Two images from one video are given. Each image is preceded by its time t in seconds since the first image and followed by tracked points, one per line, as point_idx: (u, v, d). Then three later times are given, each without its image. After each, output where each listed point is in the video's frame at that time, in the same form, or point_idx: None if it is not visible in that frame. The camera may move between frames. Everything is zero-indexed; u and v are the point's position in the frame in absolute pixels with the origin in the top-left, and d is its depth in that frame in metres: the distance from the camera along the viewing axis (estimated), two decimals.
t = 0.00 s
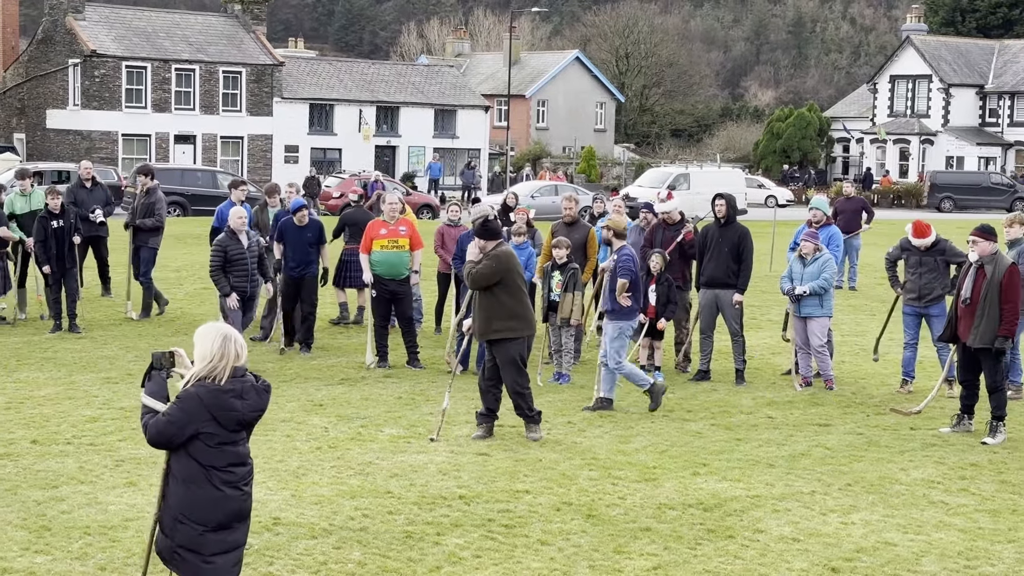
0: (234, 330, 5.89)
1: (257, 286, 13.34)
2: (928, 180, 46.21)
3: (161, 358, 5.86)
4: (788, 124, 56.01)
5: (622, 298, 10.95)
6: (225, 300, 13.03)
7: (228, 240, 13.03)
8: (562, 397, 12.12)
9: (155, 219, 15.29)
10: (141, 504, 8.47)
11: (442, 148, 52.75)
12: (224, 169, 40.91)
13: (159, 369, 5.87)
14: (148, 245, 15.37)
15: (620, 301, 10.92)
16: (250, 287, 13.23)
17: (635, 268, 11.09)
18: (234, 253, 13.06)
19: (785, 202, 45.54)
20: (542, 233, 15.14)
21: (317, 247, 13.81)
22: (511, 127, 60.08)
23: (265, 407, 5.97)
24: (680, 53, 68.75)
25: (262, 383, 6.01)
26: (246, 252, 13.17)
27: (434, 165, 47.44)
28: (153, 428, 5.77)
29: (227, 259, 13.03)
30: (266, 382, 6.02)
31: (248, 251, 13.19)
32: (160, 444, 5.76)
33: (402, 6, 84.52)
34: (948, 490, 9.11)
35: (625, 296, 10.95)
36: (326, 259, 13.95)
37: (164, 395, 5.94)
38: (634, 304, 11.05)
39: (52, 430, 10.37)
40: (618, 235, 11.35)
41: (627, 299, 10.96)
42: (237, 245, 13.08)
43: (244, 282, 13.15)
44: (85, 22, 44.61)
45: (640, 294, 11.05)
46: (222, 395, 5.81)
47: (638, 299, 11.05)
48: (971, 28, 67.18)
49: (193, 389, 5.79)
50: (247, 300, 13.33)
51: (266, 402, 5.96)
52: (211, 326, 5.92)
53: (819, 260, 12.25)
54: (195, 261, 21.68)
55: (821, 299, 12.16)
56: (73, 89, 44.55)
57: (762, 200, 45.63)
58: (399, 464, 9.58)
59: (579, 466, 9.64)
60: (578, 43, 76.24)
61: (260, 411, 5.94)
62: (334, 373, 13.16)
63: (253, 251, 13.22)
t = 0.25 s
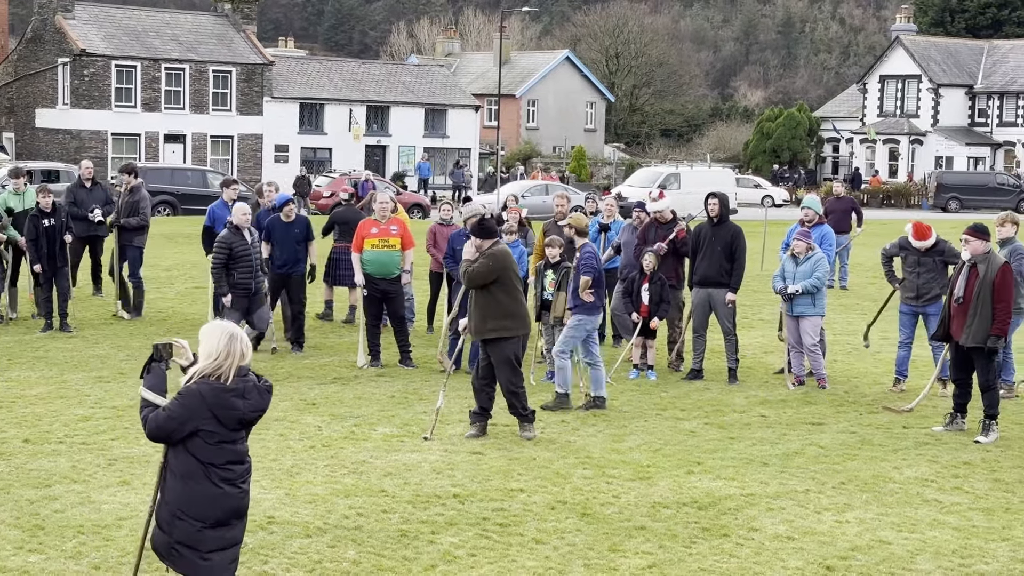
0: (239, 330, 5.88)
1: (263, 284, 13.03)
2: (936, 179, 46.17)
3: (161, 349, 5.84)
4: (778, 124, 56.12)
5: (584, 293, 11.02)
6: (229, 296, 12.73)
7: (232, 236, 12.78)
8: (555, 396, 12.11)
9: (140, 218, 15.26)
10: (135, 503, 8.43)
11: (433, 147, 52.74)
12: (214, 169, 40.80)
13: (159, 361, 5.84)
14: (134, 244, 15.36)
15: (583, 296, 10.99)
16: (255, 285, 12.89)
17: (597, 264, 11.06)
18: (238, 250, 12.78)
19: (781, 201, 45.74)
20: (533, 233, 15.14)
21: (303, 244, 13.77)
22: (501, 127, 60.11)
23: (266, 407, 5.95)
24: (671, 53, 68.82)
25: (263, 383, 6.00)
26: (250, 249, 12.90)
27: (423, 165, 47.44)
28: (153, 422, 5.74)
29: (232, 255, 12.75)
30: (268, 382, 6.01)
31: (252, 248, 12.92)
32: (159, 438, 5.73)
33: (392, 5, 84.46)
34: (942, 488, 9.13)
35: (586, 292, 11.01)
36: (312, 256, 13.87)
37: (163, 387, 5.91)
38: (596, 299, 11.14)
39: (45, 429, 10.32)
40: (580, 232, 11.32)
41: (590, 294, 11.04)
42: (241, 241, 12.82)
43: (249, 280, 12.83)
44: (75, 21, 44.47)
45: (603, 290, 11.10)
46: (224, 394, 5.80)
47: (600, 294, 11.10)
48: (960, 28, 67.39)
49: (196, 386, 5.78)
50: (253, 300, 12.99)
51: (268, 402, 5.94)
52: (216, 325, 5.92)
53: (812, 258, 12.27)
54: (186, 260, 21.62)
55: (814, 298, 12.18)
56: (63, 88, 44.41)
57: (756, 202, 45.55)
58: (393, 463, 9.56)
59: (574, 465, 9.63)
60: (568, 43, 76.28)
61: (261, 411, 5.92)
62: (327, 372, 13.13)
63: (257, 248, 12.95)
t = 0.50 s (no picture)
0: (237, 331, 5.88)
1: (265, 292, 12.51)
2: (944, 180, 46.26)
3: (156, 348, 5.83)
4: (766, 125, 56.22)
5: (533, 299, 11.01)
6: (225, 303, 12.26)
7: (238, 240, 12.32)
8: (545, 396, 12.09)
9: (120, 218, 15.22)
10: (124, 505, 8.40)
11: (421, 148, 52.70)
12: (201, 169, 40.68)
13: (154, 360, 5.83)
14: (115, 245, 15.39)
15: (532, 302, 10.98)
16: (256, 292, 12.37)
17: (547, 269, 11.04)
18: (242, 254, 12.30)
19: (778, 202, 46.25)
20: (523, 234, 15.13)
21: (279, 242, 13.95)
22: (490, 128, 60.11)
23: (260, 410, 5.93)
24: (659, 53, 68.89)
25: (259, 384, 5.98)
26: (255, 255, 12.43)
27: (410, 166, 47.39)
28: (147, 421, 5.72)
29: (235, 259, 12.25)
30: (264, 384, 5.99)
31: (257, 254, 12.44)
32: (152, 437, 5.70)
33: (380, 5, 84.42)
34: (931, 488, 9.14)
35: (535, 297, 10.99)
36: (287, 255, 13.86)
37: (157, 387, 5.90)
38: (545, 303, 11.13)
39: (33, 430, 10.27)
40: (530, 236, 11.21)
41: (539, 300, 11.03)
42: (246, 246, 12.35)
43: (251, 286, 12.32)
44: (62, 21, 44.28)
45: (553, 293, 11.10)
46: (221, 394, 5.78)
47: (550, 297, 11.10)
48: (948, 29, 67.61)
49: (192, 385, 5.76)
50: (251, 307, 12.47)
51: (263, 404, 5.92)
52: (214, 326, 5.92)
53: (801, 258, 12.28)
54: (173, 260, 21.56)
55: (803, 297, 12.18)
56: (50, 88, 44.24)
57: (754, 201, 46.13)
58: (383, 463, 9.54)
59: (563, 465, 9.62)
60: (556, 43, 76.32)
61: (257, 413, 5.90)
62: (316, 372, 13.10)
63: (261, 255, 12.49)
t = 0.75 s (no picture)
0: (227, 334, 5.86)
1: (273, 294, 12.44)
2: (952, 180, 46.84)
3: (147, 351, 5.84)
4: (755, 125, 56.28)
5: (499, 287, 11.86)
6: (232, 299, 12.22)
7: (245, 239, 12.35)
8: (535, 397, 12.08)
9: (95, 219, 15.02)
10: (112, 507, 8.36)
11: (410, 149, 52.59)
12: (190, 170, 40.63)
13: (145, 362, 5.84)
14: (92, 246, 15.30)
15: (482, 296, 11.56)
16: (264, 291, 12.30)
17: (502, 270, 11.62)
18: (248, 253, 12.31)
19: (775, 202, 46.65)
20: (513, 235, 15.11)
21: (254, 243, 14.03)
22: (479, 129, 60.07)
23: (251, 413, 5.90)
24: (649, 54, 68.93)
25: (251, 387, 5.95)
26: (262, 254, 12.41)
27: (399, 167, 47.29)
28: (136, 424, 5.70)
29: (240, 257, 12.27)
30: (255, 387, 5.96)
31: (265, 254, 12.42)
32: (143, 440, 5.69)
33: (370, 5, 84.40)
34: (921, 489, 9.15)
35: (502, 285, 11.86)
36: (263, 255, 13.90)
37: (148, 389, 5.89)
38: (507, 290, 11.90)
39: (21, 432, 10.23)
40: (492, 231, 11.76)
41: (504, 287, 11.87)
42: (253, 245, 12.36)
43: (258, 285, 12.26)
44: (50, 21, 44.13)
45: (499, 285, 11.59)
46: (210, 397, 5.76)
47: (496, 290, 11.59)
48: (937, 29, 67.80)
49: (182, 388, 5.74)
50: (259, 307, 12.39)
51: (254, 407, 5.89)
52: (205, 329, 5.89)
53: (790, 259, 12.28)
54: (162, 261, 21.50)
55: (793, 299, 12.19)
56: (38, 89, 44.15)
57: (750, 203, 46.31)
58: (372, 465, 9.52)
59: (553, 467, 9.60)
60: (546, 44, 76.34)
61: (247, 417, 5.86)
62: (305, 374, 13.08)
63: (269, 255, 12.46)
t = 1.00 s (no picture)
0: (216, 336, 5.82)
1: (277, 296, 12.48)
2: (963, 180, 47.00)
3: (136, 353, 5.81)
4: (745, 126, 56.31)
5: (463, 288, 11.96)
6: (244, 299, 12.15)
7: (249, 242, 12.31)
8: (526, 399, 12.07)
9: (74, 218, 14.94)
10: (101, 510, 8.32)
11: (400, 150, 52.51)
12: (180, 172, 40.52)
13: (135, 365, 5.81)
14: (70, 245, 15.10)
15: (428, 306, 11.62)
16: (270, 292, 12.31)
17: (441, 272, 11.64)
18: (253, 256, 12.28)
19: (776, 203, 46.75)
20: (502, 237, 15.11)
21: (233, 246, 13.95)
22: (469, 130, 60.04)
23: (241, 416, 5.87)
24: (638, 55, 68.91)
25: (240, 390, 5.93)
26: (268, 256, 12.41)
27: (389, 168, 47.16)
28: (126, 427, 5.67)
29: (246, 260, 12.24)
30: (245, 390, 5.93)
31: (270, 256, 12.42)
32: (132, 443, 5.66)
33: (360, 7, 84.28)
34: (911, 489, 9.16)
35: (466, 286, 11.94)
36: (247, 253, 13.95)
37: (139, 391, 5.87)
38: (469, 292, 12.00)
39: (10, 435, 10.18)
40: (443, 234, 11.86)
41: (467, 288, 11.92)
42: (257, 247, 12.34)
43: (265, 287, 12.28)
44: (39, 22, 43.99)
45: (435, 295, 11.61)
46: (200, 400, 5.74)
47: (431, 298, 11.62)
48: (926, 31, 68.02)
49: (171, 391, 5.72)
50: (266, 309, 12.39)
51: (244, 410, 5.87)
52: (193, 331, 5.85)
53: (780, 260, 12.29)
54: (151, 263, 21.44)
55: (783, 300, 12.20)
56: (27, 91, 44.01)
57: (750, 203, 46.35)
58: (363, 467, 9.49)
59: (543, 468, 9.59)
60: (536, 44, 76.28)
61: (237, 420, 5.85)
62: (296, 376, 13.05)
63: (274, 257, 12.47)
